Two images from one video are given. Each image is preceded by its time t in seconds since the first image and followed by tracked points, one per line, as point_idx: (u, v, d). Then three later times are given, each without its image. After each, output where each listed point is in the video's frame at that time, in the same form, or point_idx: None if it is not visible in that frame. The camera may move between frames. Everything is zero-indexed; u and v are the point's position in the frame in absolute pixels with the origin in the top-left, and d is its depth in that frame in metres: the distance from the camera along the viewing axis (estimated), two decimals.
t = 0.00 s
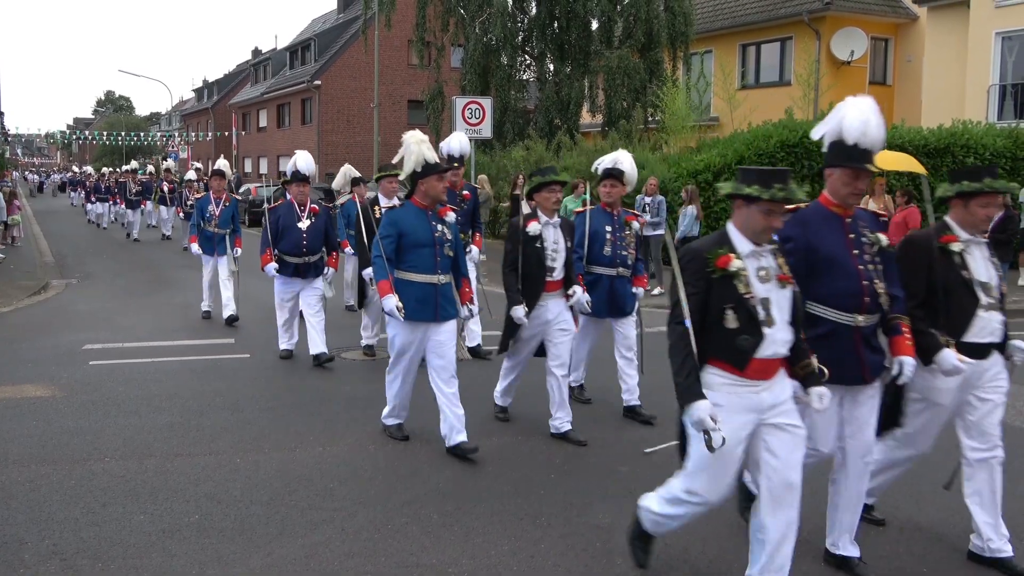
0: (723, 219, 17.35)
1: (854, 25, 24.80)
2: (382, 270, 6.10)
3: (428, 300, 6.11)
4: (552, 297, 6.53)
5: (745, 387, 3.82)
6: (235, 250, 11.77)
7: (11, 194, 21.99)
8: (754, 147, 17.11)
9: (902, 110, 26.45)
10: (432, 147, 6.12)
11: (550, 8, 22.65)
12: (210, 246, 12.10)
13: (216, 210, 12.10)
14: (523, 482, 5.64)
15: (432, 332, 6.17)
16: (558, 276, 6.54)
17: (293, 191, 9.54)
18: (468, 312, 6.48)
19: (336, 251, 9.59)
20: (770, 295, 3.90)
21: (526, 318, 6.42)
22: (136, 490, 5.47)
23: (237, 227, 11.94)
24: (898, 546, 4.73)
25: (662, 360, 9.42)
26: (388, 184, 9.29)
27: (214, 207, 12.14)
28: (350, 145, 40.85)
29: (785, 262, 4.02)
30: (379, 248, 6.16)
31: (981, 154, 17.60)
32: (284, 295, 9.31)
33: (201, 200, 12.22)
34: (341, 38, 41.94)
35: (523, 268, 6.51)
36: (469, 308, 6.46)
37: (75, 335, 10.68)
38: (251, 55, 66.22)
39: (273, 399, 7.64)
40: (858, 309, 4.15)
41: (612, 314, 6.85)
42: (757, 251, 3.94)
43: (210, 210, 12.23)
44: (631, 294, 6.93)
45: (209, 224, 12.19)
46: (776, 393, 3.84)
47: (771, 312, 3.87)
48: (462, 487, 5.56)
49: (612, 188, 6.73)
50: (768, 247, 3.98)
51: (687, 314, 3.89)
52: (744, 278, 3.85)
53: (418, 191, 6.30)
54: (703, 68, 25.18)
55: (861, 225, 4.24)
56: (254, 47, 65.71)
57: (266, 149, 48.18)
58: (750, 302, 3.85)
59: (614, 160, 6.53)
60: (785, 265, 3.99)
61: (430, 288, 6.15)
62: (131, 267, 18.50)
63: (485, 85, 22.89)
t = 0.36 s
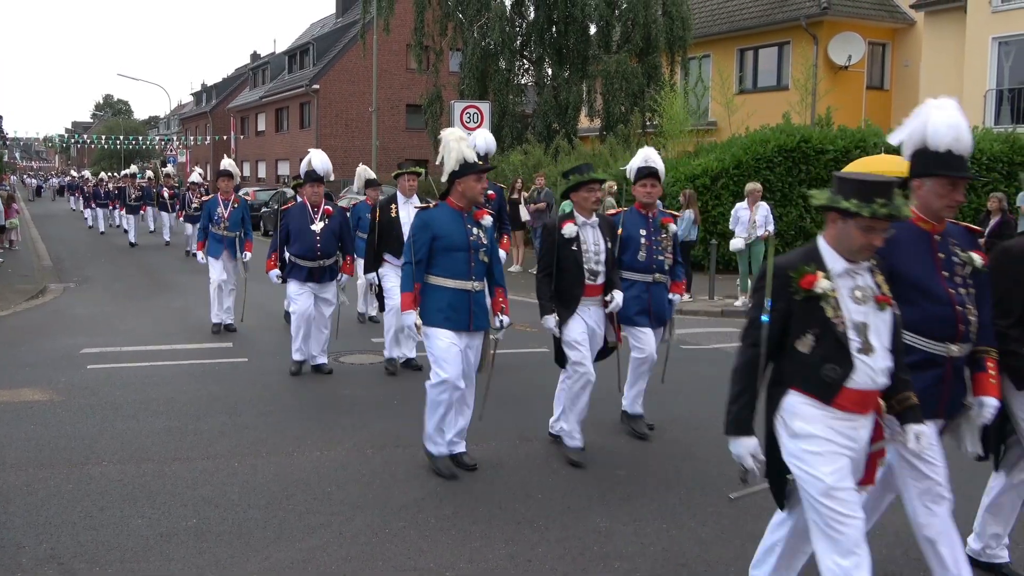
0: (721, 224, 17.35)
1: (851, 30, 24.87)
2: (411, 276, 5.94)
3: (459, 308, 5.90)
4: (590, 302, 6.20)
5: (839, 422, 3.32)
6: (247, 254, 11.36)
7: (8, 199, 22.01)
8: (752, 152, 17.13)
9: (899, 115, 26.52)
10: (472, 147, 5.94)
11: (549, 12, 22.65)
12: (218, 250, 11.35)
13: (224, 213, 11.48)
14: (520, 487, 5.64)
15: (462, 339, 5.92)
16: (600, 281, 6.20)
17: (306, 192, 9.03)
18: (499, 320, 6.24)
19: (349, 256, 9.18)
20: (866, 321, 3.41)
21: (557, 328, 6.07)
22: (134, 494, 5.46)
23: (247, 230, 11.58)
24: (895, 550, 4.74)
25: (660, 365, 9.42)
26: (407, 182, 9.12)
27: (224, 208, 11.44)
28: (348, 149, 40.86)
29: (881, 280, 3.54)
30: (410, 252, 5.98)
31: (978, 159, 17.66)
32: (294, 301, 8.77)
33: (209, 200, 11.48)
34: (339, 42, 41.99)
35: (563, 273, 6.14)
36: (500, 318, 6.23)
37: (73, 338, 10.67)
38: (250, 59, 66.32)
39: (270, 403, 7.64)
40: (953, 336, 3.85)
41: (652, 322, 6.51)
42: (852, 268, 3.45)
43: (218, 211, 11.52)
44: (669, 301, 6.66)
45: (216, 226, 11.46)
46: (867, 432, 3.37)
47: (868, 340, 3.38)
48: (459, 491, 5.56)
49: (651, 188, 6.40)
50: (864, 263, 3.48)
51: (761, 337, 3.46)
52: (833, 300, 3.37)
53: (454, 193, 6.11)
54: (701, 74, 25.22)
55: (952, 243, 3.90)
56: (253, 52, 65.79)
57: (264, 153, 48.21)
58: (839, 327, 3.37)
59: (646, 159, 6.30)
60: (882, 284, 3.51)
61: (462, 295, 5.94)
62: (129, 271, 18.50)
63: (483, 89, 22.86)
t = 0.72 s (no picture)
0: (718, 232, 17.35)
1: (848, 39, 24.94)
2: (437, 299, 5.32)
3: (493, 329, 5.32)
4: (633, 325, 5.66)
5: (960, 473, 2.94)
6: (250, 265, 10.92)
7: (6, 202, 22.03)
8: (749, 160, 17.18)
9: (895, 124, 26.60)
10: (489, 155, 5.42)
11: (546, 19, 22.69)
12: (220, 260, 10.96)
13: (226, 221, 11.17)
14: (516, 493, 5.65)
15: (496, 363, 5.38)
16: (642, 302, 5.66)
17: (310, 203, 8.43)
18: (533, 341, 5.62)
19: (356, 270, 8.58)
20: (995, 356, 3.02)
21: (598, 355, 5.58)
22: (130, 499, 5.46)
23: (250, 239, 11.18)
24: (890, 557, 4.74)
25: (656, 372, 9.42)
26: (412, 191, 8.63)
27: (226, 217, 11.13)
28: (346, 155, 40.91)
29: (1003, 308, 3.14)
30: (434, 272, 5.39)
31: (974, 168, 17.72)
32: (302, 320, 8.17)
33: (211, 209, 11.20)
34: (337, 48, 42.03)
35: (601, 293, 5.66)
36: (534, 337, 5.60)
37: (69, 343, 10.65)
38: (248, 64, 66.44)
39: (266, 409, 7.64)
40: None
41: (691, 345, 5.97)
42: (978, 298, 3.03)
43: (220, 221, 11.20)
44: (707, 321, 6.11)
45: (218, 235, 11.12)
46: (997, 484, 2.98)
47: (1001, 378, 2.99)
48: (455, 498, 5.56)
49: (688, 200, 6.01)
50: (989, 291, 3.07)
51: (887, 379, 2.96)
52: (963, 334, 2.93)
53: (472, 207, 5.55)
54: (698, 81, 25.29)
55: None
56: (251, 57, 65.91)
57: (261, 158, 48.23)
58: (973, 365, 2.95)
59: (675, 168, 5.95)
60: (1006, 314, 3.11)
61: (495, 315, 5.37)
62: (126, 276, 18.49)
63: (481, 95, 22.88)
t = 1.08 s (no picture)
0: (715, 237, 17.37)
1: (844, 45, 25.01)
2: (473, 314, 4.85)
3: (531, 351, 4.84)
4: (689, 348, 5.15)
5: None
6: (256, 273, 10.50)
7: (3, 207, 22.03)
8: (746, 165, 17.21)
9: (892, 130, 26.66)
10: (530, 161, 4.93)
11: (544, 25, 22.73)
12: (226, 267, 10.63)
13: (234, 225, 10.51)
14: (515, 499, 5.65)
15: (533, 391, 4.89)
16: (697, 324, 5.17)
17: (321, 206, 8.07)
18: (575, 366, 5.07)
19: (369, 277, 8.15)
20: None
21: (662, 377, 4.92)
22: (127, 505, 5.45)
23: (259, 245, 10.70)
24: (888, 563, 4.74)
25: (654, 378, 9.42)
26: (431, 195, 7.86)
27: (233, 223, 10.45)
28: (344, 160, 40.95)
29: None
30: (468, 288, 4.91)
31: (971, 174, 17.76)
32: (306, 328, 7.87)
33: (216, 213, 10.49)
34: (335, 54, 42.10)
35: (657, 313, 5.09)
36: (576, 359, 5.02)
37: (66, 348, 10.63)
38: (246, 70, 66.54)
39: (264, 414, 7.63)
40: None
41: (734, 366, 5.46)
42: None
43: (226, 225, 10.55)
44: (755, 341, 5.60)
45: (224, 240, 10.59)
46: None
47: None
48: (453, 505, 5.55)
49: (747, 208, 5.50)
50: None
51: None
52: None
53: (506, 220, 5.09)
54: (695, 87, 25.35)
55: None
56: (249, 62, 66.00)
57: (259, 164, 48.25)
58: None
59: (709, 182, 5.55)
60: None
61: (533, 335, 4.90)
62: (124, 281, 18.47)
63: (479, 101, 22.90)
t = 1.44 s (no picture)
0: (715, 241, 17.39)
1: (843, 49, 25.03)
2: (516, 326, 4.52)
3: (580, 368, 4.47)
4: (754, 358, 4.85)
5: None
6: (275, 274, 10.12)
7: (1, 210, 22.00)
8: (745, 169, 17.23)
9: (891, 133, 26.70)
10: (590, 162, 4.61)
11: (543, 28, 22.73)
12: (241, 271, 10.12)
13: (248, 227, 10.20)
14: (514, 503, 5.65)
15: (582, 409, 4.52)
16: (766, 332, 4.88)
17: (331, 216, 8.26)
18: (631, 381, 4.68)
19: (392, 286, 7.73)
20: None
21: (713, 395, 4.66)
22: (125, 509, 5.43)
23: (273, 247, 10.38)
24: (887, 567, 4.73)
25: (653, 382, 9.41)
26: (465, 197, 7.61)
27: (248, 224, 10.17)
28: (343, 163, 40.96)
29: None
30: (514, 296, 4.55)
31: (970, 178, 17.77)
32: (324, 338, 7.32)
33: (230, 215, 10.16)
34: (334, 57, 42.13)
35: (715, 320, 4.82)
36: (634, 378, 4.66)
37: (64, 352, 10.62)
38: (245, 73, 66.60)
39: (263, 418, 7.62)
40: None
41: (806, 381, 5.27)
42: None
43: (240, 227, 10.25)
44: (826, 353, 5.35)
45: (238, 244, 10.18)
46: None
47: None
48: (453, 509, 5.54)
49: (816, 209, 5.21)
50: None
51: None
52: None
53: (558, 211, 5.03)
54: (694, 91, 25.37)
55: None
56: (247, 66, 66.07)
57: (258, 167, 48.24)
58: None
59: (776, 177, 5.07)
60: None
61: (584, 351, 4.52)
62: (122, 284, 18.46)
63: (478, 104, 22.88)
